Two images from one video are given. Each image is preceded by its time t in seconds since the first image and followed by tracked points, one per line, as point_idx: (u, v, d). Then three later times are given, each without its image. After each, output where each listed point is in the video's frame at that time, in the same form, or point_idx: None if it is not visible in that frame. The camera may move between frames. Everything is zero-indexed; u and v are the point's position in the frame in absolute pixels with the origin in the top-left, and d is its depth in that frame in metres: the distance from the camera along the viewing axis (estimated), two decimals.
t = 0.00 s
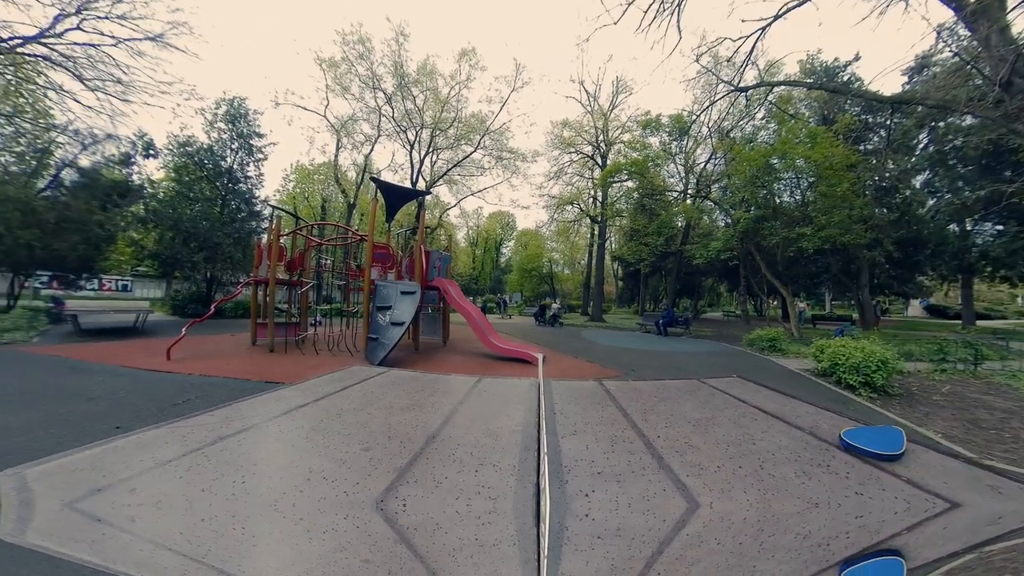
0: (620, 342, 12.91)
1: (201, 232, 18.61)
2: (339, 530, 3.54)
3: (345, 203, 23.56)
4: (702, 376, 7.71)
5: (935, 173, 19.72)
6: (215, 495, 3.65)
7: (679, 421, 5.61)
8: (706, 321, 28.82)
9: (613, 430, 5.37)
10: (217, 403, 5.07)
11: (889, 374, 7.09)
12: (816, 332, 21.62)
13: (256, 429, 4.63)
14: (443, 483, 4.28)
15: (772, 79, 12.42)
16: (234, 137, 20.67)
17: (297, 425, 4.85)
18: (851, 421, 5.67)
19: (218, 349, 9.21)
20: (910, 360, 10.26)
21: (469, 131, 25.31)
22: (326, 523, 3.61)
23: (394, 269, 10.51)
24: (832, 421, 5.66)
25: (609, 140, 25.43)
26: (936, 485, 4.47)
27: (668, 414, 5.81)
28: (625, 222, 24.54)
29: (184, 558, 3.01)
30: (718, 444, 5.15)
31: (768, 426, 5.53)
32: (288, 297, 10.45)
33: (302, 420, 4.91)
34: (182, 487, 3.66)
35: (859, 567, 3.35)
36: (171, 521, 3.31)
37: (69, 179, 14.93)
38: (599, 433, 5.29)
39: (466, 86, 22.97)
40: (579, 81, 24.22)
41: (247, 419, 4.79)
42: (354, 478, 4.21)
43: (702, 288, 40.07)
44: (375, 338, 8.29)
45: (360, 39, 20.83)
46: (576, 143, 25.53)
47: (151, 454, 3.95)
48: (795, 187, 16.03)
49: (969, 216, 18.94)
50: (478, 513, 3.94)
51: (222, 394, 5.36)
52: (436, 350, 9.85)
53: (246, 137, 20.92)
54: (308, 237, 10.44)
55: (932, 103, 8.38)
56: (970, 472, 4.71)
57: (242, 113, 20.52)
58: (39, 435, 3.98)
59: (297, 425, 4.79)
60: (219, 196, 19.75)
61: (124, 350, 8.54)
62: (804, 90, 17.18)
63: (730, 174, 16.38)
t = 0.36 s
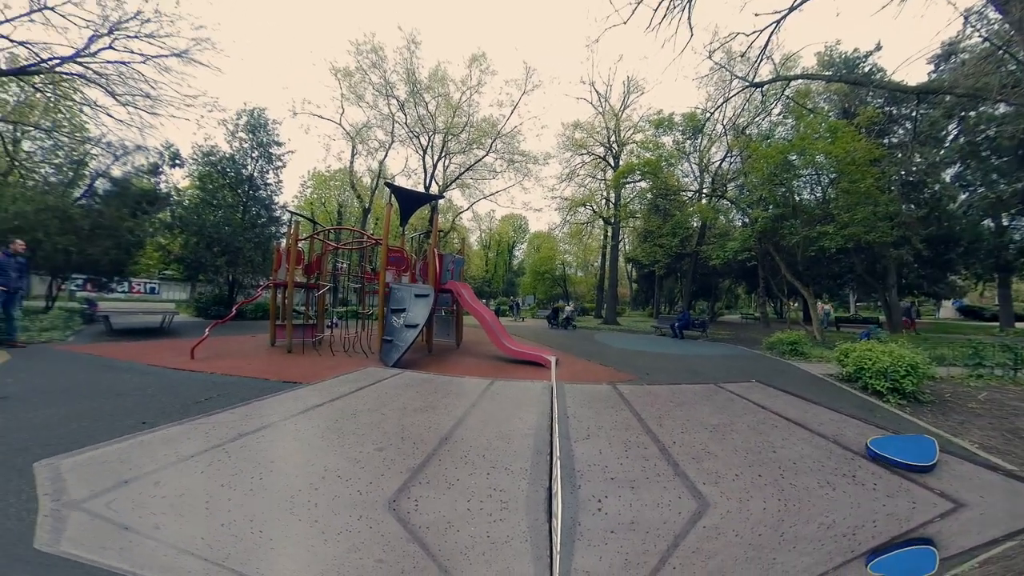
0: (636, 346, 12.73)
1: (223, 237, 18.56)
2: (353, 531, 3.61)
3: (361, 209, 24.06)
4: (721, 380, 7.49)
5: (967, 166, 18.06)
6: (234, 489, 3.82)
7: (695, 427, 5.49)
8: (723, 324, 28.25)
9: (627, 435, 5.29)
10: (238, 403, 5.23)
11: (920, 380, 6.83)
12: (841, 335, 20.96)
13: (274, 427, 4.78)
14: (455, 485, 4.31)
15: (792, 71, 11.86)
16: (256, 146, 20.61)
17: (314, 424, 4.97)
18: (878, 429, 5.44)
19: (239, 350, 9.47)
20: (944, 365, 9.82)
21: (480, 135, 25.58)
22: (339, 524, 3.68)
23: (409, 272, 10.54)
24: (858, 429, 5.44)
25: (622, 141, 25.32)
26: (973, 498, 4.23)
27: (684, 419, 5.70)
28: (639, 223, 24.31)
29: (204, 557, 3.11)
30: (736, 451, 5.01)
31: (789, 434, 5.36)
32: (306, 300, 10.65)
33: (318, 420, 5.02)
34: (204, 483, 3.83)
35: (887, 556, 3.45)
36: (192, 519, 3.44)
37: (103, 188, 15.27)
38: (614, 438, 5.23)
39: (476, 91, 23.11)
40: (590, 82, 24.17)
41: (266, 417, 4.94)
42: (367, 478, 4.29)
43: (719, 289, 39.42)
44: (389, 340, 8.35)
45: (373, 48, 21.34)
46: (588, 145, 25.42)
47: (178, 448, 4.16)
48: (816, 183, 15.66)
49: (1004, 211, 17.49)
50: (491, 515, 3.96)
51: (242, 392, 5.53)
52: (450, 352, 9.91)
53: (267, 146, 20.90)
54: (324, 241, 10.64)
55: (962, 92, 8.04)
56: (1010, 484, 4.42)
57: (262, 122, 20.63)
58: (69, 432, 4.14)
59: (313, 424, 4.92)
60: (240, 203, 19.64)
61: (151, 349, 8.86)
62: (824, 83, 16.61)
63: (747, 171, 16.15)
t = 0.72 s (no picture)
0: (651, 349, 12.55)
1: (244, 242, 19.16)
2: (367, 531, 3.67)
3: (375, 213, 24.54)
4: (740, 385, 7.27)
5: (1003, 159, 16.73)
6: (252, 485, 3.97)
7: (713, 433, 5.35)
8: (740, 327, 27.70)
9: (641, 440, 5.21)
10: (257, 403, 5.38)
11: (954, 387, 6.48)
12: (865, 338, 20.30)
13: (290, 426, 4.92)
14: (467, 487, 4.33)
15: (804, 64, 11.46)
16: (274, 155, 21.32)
17: (329, 423, 5.09)
18: (908, 437, 5.19)
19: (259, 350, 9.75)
20: (982, 370, 9.30)
21: (492, 138, 25.89)
22: (354, 524, 3.74)
23: (422, 275, 10.60)
24: (886, 438, 5.20)
25: (634, 141, 25.23)
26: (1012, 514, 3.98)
27: (701, 425, 5.55)
28: (652, 223, 24.18)
29: (226, 554, 3.22)
30: (756, 459, 4.86)
31: (812, 441, 5.16)
32: (322, 303, 10.88)
33: (333, 419, 5.13)
34: (225, 479, 3.99)
35: (917, 546, 3.52)
36: (214, 516, 3.56)
37: (133, 197, 15.88)
38: (627, 443, 5.15)
39: (488, 96, 23.79)
40: (601, 82, 24.16)
41: (284, 416, 5.07)
42: (380, 477, 4.37)
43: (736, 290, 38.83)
44: (404, 342, 8.44)
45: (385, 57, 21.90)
46: (599, 146, 25.39)
47: (200, 445, 4.33)
48: (837, 180, 15.51)
49: None
50: (504, 517, 3.97)
51: (261, 392, 5.69)
52: (463, 354, 9.96)
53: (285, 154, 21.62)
54: (341, 245, 10.89)
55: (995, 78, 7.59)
56: None
57: (280, 132, 21.17)
58: (97, 430, 4.30)
59: (328, 423, 5.03)
60: (259, 209, 20.22)
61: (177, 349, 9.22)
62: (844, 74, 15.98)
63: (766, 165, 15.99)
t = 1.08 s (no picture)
0: (666, 352, 12.31)
1: (264, 247, 19.89)
2: (381, 531, 3.73)
3: (390, 218, 25.06)
4: (760, 390, 7.02)
5: None
6: (270, 482, 4.10)
7: (731, 439, 5.18)
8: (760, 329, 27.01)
9: (655, 445, 5.11)
10: (275, 403, 5.52)
11: (991, 393, 6.17)
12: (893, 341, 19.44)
13: (307, 425, 5.05)
14: (479, 490, 4.33)
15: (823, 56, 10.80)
16: (292, 163, 21.85)
17: (344, 423, 5.21)
18: (941, 447, 4.93)
19: (278, 351, 10.03)
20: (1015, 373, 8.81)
21: (503, 142, 26.11)
22: (368, 524, 3.80)
23: (436, 277, 10.70)
24: (916, 447, 4.95)
25: (646, 140, 24.97)
26: None
27: (719, 431, 5.38)
28: (667, 223, 24.00)
29: (246, 550, 3.33)
30: (777, 467, 4.68)
31: (836, 450, 4.94)
32: (338, 306, 11.08)
33: (349, 419, 5.24)
34: (244, 477, 4.12)
35: (950, 535, 3.61)
36: (235, 513, 3.69)
37: (160, 205, 16.62)
38: (641, 449, 5.06)
39: (498, 99, 24.03)
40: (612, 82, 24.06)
41: (300, 416, 5.20)
42: (392, 478, 4.43)
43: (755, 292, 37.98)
44: (417, 344, 8.53)
45: (398, 65, 22.36)
46: (611, 146, 25.24)
47: (222, 442, 4.50)
48: (860, 175, 15.27)
49: None
50: (513, 519, 3.96)
51: (280, 392, 5.87)
52: (476, 357, 9.99)
53: (302, 161, 22.14)
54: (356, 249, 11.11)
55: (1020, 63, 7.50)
56: None
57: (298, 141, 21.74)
58: (127, 426, 4.52)
59: (344, 422, 5.15)
60: (279, 215, 20.91)
61: (201, 350, 9.57)
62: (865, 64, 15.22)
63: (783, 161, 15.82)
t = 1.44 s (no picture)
0: (681, 354, 12.10)
1: (283, 251, 20.49)
2: (394, 530, 3.78)
3: (404, 222, 25.52)
4: (781, 396, 6.77)
5: None
6: (286, 479, 4.22)
7: (750, 446, 5.00)
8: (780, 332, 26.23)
9: (671, 451, 4.97)
10: (292, 403, 5.66)
11: None
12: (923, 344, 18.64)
13: (325, 425, 5.19)
14: (490, 493, 4.32)
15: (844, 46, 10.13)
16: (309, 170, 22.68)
17: (359, 423, 5.30)
18: (977, 457, 4.65)
19: (297, 352, 10.29)
20: None
21: (515, 145, 26.21)
22: (382, 524, 3.85)
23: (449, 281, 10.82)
24: (950, 457, 4.68)
25: (659, 139, 24.60)
26: None
27: (738, 438, 5.18)
28: (682, 224, 23.60)
29: (264, 547, 3.45)
30: (799, 476, 4.49)
31: (864, 459, 4.70)
32: (353, 309, 11.27)
33: (363, 420, 5.33)
34: (262, 474, 4.25)
35: (989, 522, 3.61)
36: (254, 510, 3.82)
37: (185, 213, 17.14)
38: (656, 454, 4.94)
39: (509, 103, 24.16)
40: (623, 82, 23.83)
41: (316, 416, 5.32)
42: (405, 479, 4.45)
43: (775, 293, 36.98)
44: (431, 346, 8.61)
45: (409, 72, 22.75)
46: (623, 147, 24.95)
47: (244, 441, 4.67)
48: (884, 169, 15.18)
49: None
50: (523, 521, 3.96)
51: (297, 392, 6.04)
52: (489, 359, 10.02)
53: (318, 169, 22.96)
54: (371, 253, 11.31)
55: None
56: None
57: (314, 149, 22.47)
58: (153, 423, 4.72)
59: (359, 423, 5.25)
60: (297, 221, 21.48)
61: (224, 351, 9.90)
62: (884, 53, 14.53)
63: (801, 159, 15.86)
